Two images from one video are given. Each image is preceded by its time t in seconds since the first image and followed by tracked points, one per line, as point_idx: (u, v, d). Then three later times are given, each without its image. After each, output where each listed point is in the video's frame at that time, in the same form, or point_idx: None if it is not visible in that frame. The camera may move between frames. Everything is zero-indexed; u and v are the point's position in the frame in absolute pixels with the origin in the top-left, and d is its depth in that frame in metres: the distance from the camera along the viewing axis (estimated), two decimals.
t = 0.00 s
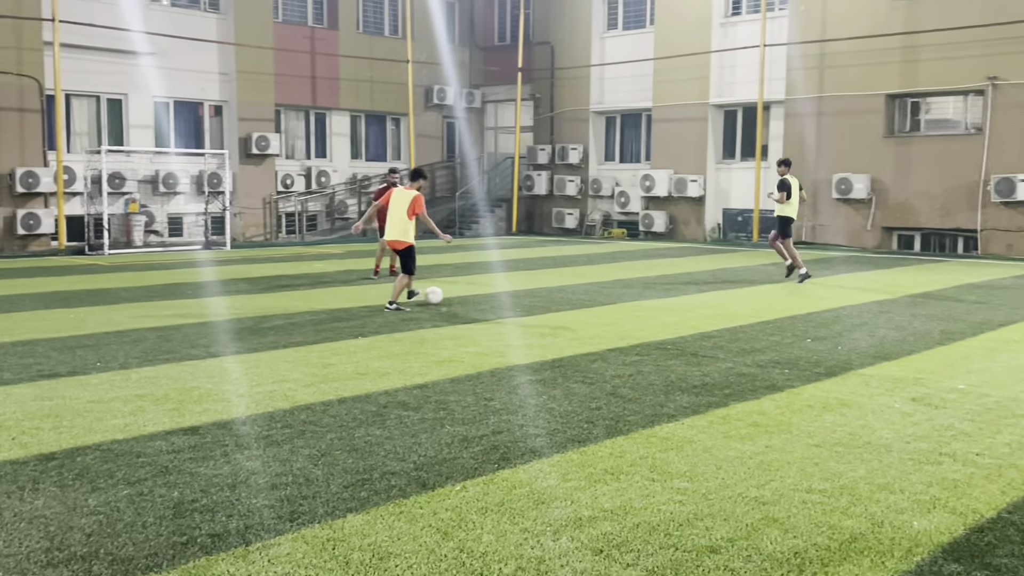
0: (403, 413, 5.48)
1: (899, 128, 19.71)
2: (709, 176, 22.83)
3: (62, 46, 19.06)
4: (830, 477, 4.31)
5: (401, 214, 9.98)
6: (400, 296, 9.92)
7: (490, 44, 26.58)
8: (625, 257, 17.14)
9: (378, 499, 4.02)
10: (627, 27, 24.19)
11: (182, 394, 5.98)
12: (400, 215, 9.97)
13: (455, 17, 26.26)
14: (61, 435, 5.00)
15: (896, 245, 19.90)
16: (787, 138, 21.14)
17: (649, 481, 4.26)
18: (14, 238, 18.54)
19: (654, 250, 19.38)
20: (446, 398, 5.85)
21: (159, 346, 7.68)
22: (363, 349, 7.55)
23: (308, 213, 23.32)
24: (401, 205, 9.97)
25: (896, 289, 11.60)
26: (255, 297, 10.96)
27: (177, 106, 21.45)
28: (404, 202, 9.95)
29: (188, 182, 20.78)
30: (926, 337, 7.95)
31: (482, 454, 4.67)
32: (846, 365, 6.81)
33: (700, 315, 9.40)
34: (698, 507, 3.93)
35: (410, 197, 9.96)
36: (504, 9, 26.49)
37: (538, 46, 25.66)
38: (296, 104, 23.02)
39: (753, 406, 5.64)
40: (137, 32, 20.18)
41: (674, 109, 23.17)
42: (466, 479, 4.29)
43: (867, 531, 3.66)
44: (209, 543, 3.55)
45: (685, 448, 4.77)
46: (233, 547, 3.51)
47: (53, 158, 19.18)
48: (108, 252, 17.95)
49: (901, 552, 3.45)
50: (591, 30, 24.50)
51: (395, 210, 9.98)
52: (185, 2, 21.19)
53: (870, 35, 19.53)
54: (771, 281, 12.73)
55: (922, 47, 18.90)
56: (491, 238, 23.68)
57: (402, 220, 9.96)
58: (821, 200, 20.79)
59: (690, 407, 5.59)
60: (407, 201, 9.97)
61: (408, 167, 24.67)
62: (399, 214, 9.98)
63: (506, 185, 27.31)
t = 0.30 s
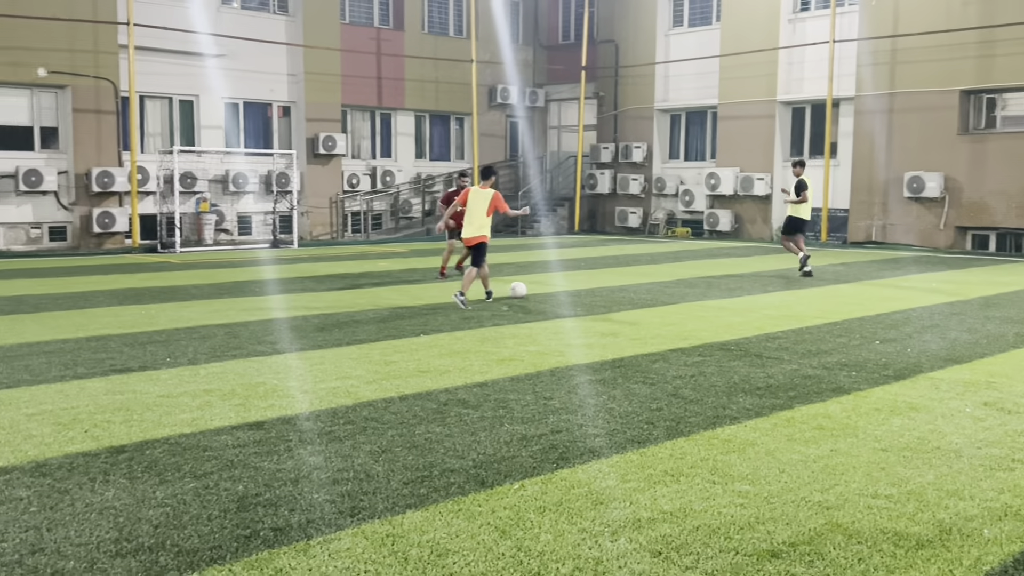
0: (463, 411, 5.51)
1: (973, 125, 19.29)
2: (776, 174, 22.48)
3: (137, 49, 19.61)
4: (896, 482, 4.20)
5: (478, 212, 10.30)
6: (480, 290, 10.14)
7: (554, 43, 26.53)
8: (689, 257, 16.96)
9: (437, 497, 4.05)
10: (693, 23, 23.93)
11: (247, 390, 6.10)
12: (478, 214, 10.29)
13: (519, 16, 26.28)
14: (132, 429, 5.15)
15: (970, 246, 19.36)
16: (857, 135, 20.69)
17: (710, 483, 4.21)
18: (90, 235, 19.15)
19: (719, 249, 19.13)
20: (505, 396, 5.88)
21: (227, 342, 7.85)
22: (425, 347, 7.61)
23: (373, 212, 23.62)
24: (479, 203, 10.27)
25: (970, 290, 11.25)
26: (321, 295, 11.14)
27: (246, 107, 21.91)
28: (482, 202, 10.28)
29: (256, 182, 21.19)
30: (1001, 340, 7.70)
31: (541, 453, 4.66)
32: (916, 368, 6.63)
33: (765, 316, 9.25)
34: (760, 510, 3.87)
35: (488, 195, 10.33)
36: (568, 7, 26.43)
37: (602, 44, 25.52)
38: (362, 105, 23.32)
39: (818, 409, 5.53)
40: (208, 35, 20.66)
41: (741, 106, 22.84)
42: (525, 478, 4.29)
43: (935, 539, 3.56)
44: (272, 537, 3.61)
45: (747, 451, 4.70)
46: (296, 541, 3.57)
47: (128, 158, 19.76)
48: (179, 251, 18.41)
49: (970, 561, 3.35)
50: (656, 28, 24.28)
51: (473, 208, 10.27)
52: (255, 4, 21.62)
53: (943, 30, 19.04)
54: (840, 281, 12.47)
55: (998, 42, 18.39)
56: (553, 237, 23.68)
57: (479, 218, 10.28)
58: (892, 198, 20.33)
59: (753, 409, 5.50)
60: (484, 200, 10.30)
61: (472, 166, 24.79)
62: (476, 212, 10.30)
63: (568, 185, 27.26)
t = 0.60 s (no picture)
0: (509, 410, 5.51)
1: None
2: (828, 172, 22.13)
3: (190, 52, 19.98)
4: (950, 485, 4.10)
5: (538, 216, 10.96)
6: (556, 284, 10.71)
7: (602, 41, 26.44)
8: (738, 255, 16.77)
9: (483, 495, 4.06)
10: (742, 20, 23.65)
11: (296, 388, 6.18)
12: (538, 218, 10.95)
13: (568, 15, 26.22)
14: (184, 425, 5.25)
15: None
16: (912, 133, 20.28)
17: (759, 485, 4.16)
18: (145, 235, 19.61)
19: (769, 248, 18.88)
20: (552, 395, 5.87)
21: (277, 341, 7.97)
22: (472, 346, 7.64)
23: (422, 211, 23.80)
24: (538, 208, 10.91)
25: None
26: (369, 294, 11.25)
27: (297, 109, 22.20)
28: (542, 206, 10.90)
29: (307, 182, 21.48)
30: None
31: (587, 453, 4.65)
32: (972, 369, 6.48)
33: (816, 315, 9.11)
34: (809, 512, 3.81)
35: (544, 198, 11.08)
36: (617, 6, 26.33)
37: (651, 42, 25.35)
38: (411, 106, 23.49)
39: (870, 410, 5.43)
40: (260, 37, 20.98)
41: (792, 103, 22.51)
42: (571, 477, 4.28)
43: (989, 543, 3.47)
44: (320, 534, 3.66)
45: (797, 452, 4.63)
46: (342, 538, 3.61)
47: (181, 160, 20.15)
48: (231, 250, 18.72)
49: None
50: (706, 25, 24.06)
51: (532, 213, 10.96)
52: (305, 7, 21.89)
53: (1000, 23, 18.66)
54: (894, 281, 12.23)
55: None
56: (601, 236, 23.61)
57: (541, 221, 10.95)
58: (947, 197, 19.92)
59: (803, 410, 5.41)
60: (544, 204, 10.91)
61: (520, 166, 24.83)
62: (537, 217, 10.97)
63: (616, 184, 27.15)
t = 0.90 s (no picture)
0: (538, 409, 5.53)
1: None
2: (861, 169, 21.90)
3: (221, 56, 20.18)
4: (984, 486, 4.05)
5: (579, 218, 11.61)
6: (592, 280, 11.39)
7: (631, 40, 26.37)
8: (769, 254, 16.65)
9: (512, 495, 4.07)
10: (772, 17, 23.48)
11: (326, 388, 6.23)
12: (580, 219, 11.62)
13: (596, 14, 26.16)
14: (216, 426, 5.31)
15: None
16: (946, 130, 20.11)
17: (789, 485, 4.13)
18: (179, 238, 19.86)
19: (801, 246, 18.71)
20: (580, 395, 5.88)
21: (307, 341, 8.04)
22: (501, 346, 7.65)
23: (451, 212, 23.87)
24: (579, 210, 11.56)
25: None
26: (398, 294, 11.32)
27: (328, 111, 22.35)
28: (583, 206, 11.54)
29: (338, 184, 21.65)
30: None
31: (616, 453, 4.65)
32: (1007, 368, 6.38)
33: (848, 314, 9.02)
34: (840, 513, 3.78)
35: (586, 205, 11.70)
36: (645, 4, 26.24)
37: (680, 40, 25.22)
38: (440, 107, 23.57)
39: (902, 410, 5.37)
40: (289, 41, 21.16)
41: (823, 100, 22.29)
42: (600, 477, 4.28)
43: None
44: (350, 533, 3.69)
45: (828, 452, 4.59)
46: (372, 537, 3.64)
47: (213, 162, 20.38)
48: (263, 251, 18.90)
49: None
50: (735, 22, 23.91)
51: (571, 214, 11.56)
52: (335, 10, 22.03)
53: None
54: (928, 279, 12.07)
55: None
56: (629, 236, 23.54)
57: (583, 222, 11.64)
58: (982, 193, 19.81)
59: (834, 410, 5.37)
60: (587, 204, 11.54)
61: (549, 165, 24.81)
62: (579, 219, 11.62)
63: (645, 183, 27.05)
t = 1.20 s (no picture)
0: (559, 412, 5.54)
1: None
2: (882, 170, 21.76)
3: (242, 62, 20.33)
4: (1009, 488, 4.02)
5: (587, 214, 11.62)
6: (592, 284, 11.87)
7: (650, 42, 26.34)
8: (790, 256, 16.57)
9: (533, 498, 4.08)
10: (792, 18, 23.40)
11: (347, 392, 6.27)
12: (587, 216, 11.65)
13: (615, 17, 26.13)
14: (239, 429, 5.36)
15: None
16: (967, 129, 19.99)
17: (811, 487, 4.11)
18: (200, 243, 20.03)
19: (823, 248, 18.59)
20: (601, 398, 5.87)
21: (329, 345, 8.09)
22: (520, 350, 7.67)
23: (471, 216, 23.91)
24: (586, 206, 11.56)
25: None
26: (419, 298, 11.37)
27: (348, 116, 22.46)
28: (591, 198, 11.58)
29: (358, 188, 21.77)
30: None
31: (636, 456, 4.64)
32: None
33: (870, 316, 8.97)
34: (863, 516, 3.76)
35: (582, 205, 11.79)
36: (664, 6, 26.20)
37: (699, 42, 25.15)
38: (459, 111, 23.63)
39: (925, 412, 5.33)
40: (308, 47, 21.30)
41: (844, 101, 22.15)
42: (620, 480, 4.28)
43: None
44: (372, 536, 3.71)
45: (851, 455, 4.57)
46: (394, 540, 3.66)
47: (235, 168, 20.53)
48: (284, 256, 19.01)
49: None
50: (755, 23, 23.82)
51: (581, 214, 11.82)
52: (355, 16, 22.15)
53: None
54: (951, 280, 11.97)
55: None
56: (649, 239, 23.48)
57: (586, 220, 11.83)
58: (1005, 193, 19.68)
59: (856, 412, 5.34)
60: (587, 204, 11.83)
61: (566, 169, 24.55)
62: (588, 213, 11.57)
63: (665, 185, 26.98)
